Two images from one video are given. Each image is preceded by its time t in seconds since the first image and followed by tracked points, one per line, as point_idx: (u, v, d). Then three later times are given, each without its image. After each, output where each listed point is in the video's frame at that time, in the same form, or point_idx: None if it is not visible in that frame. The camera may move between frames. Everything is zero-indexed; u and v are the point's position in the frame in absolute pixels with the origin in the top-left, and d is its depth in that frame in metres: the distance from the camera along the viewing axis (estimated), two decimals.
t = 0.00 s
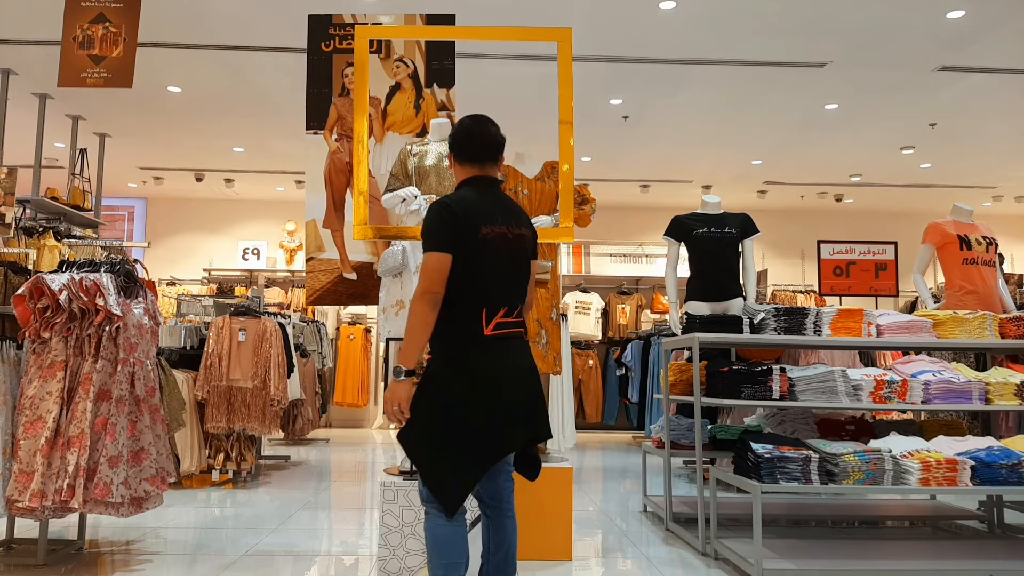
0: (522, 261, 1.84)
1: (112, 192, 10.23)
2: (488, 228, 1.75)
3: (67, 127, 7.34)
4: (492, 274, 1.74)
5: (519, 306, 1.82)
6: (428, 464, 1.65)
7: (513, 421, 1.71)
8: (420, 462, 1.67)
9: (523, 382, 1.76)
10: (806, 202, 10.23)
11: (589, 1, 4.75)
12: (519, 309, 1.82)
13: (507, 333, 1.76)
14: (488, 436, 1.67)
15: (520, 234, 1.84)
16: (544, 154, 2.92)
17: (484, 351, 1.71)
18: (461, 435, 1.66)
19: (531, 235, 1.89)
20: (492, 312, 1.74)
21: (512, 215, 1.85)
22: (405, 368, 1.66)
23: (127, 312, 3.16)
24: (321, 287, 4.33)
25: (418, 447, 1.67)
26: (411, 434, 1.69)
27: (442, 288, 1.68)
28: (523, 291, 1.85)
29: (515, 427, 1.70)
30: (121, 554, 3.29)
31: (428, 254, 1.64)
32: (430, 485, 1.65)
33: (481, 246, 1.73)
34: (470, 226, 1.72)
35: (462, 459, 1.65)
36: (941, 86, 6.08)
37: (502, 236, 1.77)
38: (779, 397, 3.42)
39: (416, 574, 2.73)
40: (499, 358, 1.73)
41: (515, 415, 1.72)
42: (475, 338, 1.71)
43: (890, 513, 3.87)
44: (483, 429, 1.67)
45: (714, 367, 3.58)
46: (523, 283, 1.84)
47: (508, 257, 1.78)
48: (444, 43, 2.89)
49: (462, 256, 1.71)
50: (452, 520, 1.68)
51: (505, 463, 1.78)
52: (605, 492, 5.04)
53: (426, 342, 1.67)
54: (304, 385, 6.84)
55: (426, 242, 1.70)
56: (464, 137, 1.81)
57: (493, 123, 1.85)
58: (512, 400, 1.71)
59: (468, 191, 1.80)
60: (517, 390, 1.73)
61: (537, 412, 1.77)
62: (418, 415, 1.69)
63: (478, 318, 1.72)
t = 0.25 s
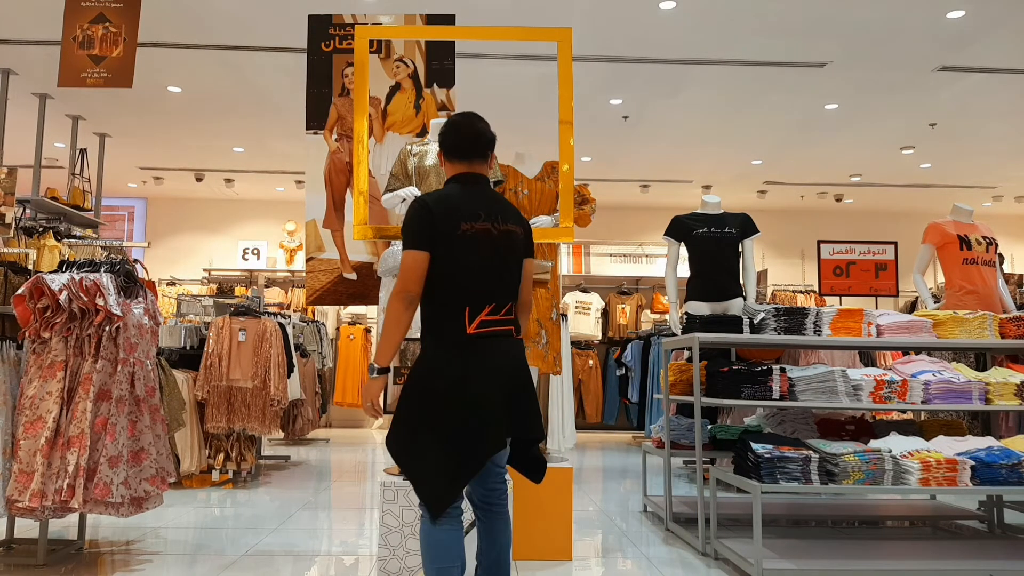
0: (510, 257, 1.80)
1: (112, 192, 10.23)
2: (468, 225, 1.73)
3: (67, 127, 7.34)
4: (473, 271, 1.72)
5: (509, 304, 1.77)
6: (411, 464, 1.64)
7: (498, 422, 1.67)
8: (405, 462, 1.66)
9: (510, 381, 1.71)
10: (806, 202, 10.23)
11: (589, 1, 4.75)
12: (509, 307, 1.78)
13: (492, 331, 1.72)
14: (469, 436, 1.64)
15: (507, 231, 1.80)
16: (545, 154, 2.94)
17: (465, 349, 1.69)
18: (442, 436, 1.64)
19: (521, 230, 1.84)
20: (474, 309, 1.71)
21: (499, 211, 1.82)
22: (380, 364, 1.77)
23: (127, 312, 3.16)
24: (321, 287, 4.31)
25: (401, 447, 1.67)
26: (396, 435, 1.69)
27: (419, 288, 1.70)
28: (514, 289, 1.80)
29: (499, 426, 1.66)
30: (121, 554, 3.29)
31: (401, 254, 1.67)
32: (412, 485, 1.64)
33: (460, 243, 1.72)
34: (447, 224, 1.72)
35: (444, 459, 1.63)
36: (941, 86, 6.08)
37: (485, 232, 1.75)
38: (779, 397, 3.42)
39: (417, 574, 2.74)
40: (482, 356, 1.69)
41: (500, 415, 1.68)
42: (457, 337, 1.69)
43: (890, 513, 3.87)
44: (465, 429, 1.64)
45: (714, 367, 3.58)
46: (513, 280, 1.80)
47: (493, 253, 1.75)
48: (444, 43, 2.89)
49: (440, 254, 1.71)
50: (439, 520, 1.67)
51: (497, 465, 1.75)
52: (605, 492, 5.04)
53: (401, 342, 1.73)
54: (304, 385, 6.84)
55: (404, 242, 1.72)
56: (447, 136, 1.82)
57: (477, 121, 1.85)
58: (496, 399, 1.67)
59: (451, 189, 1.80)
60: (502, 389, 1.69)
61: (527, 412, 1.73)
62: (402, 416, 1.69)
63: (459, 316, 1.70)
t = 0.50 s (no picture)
0: (503, 254, 1.78)
1: (112, 192, 10.23)
2: (458, 223, 1.73)
3: (67, 126, 7.34)
4: (464, 269, 1.71)
5: (502, 302, 1.76)
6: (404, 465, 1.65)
7: (490, 421, 1.66)
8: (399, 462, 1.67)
9: (503, 381, 1.70)
10: (806, 202, 10.23)
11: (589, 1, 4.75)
12: (502, 306, 1.76)
13: (484, 330, 1.71)
14: (461, 435, 1.63)
15: (500, 228, 1.79)
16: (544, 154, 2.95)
17: (456, 348, 1.68)
18: (434, 435, 1.64)
19: (515, 228, 1.83)
20: (465, 308, 1.70)
21: (492, 208, 1.81)
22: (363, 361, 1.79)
23: (127, 312, 3.16)
24: (321, 287, 4.27)
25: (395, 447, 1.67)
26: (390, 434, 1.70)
27: (407, 287, 1.72)
28: (508, 287, 1.79)
29: (491, 426, 1.66)
30: (121, 554, 3.29)
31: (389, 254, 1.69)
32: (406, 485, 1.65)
33: (450, 241, 1.71)
34: (437, 222, 1.72)
35: (436, 459, 1.63)
36: (941, 86, 6.08)
37: (476, 230, 1.74)
38: (779, 397, 3.42)
39: (416, 575, 2.74)
40: (474, 357, 1.68)
41: (492, 415, 1.67)
42: (448, 336, 1.68)
43: (890, 513, 3.87)
44: (457, 429, 1.64)
45: (714, 367, 3.59)
46: (507, 278, 1.78)
47: (486, 251, 1.74)
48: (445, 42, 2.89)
49: (430, 253, 1.71)
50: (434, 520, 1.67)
51: (494, 469, 1.74)
52: (605, 492, 5.04)
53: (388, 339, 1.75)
54: (304, 385, 6.84)
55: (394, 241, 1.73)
56: (442, 133, 1.83)
57: (470, 119, 1.84)
58: (487, 400, 1.67)
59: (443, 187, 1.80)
60: (495, 388, 1.68)
61: (521, 412, 1.71)
62: (395, 416, 1.69)
63: (451, 315, 1.69)
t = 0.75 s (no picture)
0: (499, 253, 1.76)
1: (111, 192, 10.22)
2: (451, 221, 1.71)
3: (66, 126, 7.33)
4: (458, 267, 1.69)
5: (498, 302, 1.74)
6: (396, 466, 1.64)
7: (483, 423, 1.65)
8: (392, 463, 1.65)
9: (497, 381, 1.69)
10: (807, 202, 10.22)
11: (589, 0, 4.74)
12: (498, 305, 1.74)
13: (478, 329, 1.69)
14: (453, 437, 1.62)
15: (496, 227, 1.77)
16: (544, 154, 2.94)
17: (448, 348, 1.66)
18: (427, 437, 1.62)
19: (512, 226, 1.81)
20: (458, 307, 1.68)
21: (488, 207, 1.79)
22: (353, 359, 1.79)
23: (126, 312, 3.15)
24: (321, 286, 4.19)
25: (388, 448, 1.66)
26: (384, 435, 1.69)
27: (397, 287, 1.73)
28: (504, 286, 1.76)
29: (483, 427, 1.64)
30: (120, 555, 3.28)
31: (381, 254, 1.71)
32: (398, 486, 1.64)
33: (442, 240, 1.70)
34: (430, 221, 1.71)
35: (428, 461, 1.62)
36: (942, 86, 6.07)
37: (470, 228, 1.72)
38: (780, 398, 3.40)
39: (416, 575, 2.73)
40: (467, 357, 1.66)
41: (485, 416, 1.66)
42: (441, 336, 1.67)
43: (891, 514, 3.86)
44: (449, 430, 1.62)
45: (714, 367, 3.57)
46: (503, 277, 1.76)
47: (480, 250, 1.72)
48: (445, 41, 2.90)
49: (422, 253, 1.71)
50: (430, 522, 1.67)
51: (489, 471, 1.72)
52: (605, 492, 5.03)
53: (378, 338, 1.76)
54: (304, 385, 6.83)
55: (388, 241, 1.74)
56: (438, 132, 1.82)
57: (466, 116, 1.82)
58: (480, 401, 1.65)
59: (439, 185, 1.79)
60: (488, 389, 1.67)
61: (514, 413, 1.70)
62: (389, 417, 1.69)
63: (444, 315, 1.68)
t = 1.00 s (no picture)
0: (493, 252, 1.75)
1: (111, 192, 10.22)
2: (443, 220, 1.73)
3: (66, 126, 7.33)
4: (449, 266, 1.70)
5: (492, 301, 1.74)
6: (387, 466, 1.65)
7: (472, 423, 1.65)
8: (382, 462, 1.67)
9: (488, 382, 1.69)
10: (806, 202, 10.22)
11: (589, 1, 4.74)
12: (493, 305, 1.74)
13: (470, 329, 1.69)
14: (442, 437, 1.62)
15: (491, 225, 1.77)
16: (544, 154, 2.95)
17: (439, 348, 1.67)
18: (416, 435, 1.63)
19: (508, 224, 1.80)
20: (449, 307, 1.69)
21: (483, 206, 1.79)
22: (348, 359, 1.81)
23: (127, 312, 3.16)
24: (321, 287, 4.16)
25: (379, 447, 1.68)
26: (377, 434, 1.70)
27: (390, 286, 1.76)
28: (499, 286, 1.76)
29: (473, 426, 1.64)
30: (121, 554, 3.29)
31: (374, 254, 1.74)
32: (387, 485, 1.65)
33: (434, 239, 1.71)
34: (422, 220, 1.73)
35: (416, 460, 1.62)
36: (941, 86, 6.08)
37: (463, 227, 1.73)
38: (779, 397, 3.41)
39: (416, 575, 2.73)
40: (457, 357, 1.67)
41: (475, 416, 1.66)
42: (433, 335, 1.68)
43: (891, 513, 3.87)
44: (437, 429, 1.62)
45: (714, 367, 3.57)
46: (498, 277, 1.76)
47: (472, 249, 1.72)
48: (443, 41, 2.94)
49: (415, 252, 1.72)
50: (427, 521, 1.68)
51: (485, 472, 1.73)
52: (605, 492, 5.04)
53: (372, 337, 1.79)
54: (304, 385, 6.83)
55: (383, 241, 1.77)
56: (435, 132, 1.84)
57: (464, 116, 1.83)
58: (471, 400, 1.65)
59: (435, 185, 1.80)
60: (479, 389, 1.67)
61: (506, 415, 1.70)
62: (383, 416, 1.71)
63: (436, 315, 1.69)
